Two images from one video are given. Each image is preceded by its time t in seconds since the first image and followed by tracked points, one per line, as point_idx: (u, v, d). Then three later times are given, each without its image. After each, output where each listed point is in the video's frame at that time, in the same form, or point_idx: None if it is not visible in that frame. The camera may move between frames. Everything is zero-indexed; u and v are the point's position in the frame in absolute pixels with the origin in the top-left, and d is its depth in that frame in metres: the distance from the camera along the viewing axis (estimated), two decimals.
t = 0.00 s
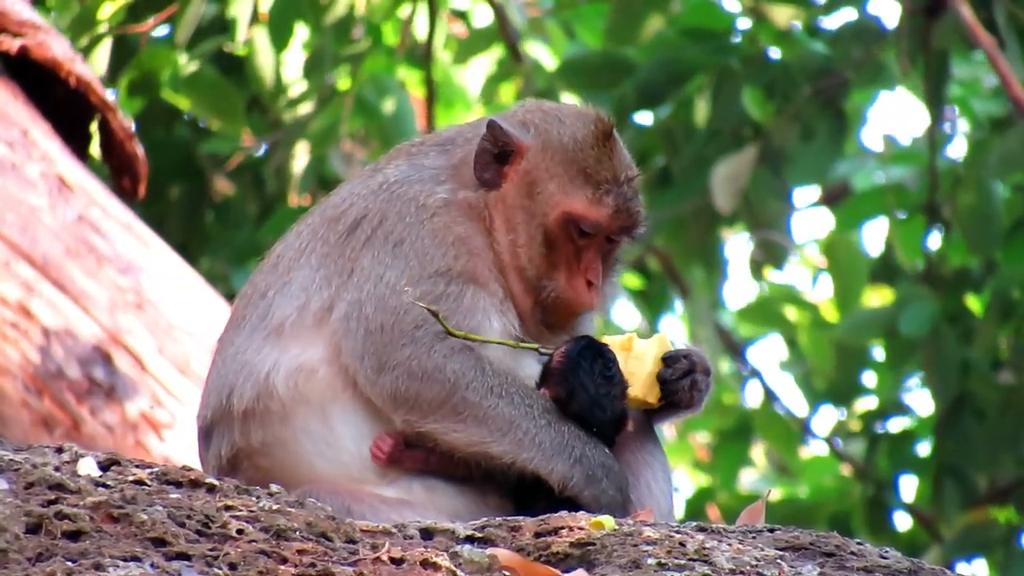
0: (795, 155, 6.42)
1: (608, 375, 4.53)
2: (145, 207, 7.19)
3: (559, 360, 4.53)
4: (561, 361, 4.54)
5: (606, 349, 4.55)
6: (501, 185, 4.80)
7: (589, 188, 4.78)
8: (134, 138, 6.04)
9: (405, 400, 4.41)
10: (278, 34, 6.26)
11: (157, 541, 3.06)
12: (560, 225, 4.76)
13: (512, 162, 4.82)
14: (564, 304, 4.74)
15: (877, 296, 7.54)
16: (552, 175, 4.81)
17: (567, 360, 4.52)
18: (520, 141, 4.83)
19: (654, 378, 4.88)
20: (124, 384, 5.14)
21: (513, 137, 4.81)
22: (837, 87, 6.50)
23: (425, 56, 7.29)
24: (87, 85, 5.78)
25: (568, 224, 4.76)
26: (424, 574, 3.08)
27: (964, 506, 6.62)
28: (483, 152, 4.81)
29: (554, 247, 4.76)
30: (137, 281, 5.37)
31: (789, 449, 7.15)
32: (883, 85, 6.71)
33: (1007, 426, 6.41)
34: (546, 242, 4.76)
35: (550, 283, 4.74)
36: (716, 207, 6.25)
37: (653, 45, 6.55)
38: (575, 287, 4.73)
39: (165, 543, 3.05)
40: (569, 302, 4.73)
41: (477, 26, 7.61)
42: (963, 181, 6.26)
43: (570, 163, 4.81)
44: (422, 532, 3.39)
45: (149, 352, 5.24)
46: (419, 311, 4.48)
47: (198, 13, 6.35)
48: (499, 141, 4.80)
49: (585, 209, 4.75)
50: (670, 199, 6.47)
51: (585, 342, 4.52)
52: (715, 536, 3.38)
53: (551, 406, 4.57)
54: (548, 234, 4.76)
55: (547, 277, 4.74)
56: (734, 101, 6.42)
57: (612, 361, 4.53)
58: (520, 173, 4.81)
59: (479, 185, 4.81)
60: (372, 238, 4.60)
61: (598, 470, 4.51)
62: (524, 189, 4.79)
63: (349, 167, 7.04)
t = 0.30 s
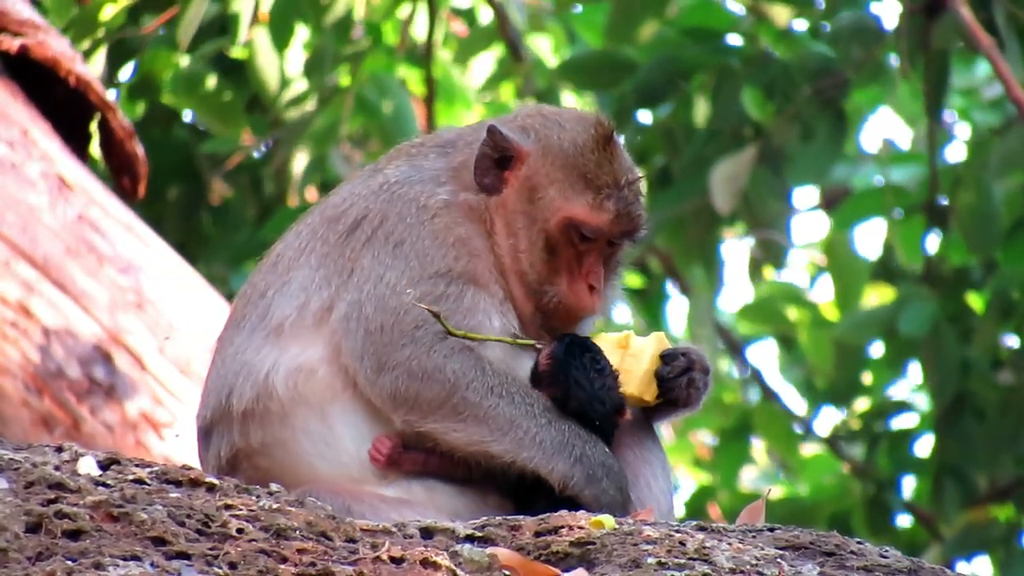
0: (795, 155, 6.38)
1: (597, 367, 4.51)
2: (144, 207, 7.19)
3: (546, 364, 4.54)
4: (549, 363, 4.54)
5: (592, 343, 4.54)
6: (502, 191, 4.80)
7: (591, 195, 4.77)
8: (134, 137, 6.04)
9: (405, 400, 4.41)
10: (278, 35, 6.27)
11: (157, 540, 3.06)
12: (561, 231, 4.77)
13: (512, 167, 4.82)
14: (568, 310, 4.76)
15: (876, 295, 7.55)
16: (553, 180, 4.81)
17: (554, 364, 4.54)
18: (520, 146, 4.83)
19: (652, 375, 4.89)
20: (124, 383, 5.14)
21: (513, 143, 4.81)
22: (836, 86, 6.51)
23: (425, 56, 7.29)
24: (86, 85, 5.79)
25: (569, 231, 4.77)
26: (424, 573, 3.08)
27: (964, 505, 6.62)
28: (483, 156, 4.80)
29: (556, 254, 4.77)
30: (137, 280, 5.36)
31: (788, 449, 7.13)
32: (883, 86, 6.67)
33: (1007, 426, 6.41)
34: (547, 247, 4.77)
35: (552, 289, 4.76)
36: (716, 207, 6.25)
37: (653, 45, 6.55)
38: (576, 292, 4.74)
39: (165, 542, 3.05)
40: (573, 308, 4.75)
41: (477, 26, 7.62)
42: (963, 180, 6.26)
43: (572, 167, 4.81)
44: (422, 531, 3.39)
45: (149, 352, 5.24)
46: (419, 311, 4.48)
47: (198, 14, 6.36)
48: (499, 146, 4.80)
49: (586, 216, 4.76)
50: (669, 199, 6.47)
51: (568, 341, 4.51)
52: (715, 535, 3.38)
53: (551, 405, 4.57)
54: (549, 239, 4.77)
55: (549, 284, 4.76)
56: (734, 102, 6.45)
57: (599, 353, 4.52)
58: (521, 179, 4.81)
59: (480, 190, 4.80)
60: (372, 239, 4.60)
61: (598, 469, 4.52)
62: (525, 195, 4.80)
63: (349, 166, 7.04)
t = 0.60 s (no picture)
0: (795, 155, 6.38)
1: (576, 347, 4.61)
2: (142, 207, 7.18)
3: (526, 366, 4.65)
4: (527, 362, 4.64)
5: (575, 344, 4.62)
6: (490, 201, 4.79)
7: (568, 182, 4.79)
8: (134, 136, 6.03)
9: (405, 397, 4.41)
10: (278, 34, 6.27)
11: (157, 540, 3.06)
12: (552, 226, 4.79)
13: (496, 178, 4.81)
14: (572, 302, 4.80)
15: (875, 295, 7.56)
16: (534, 185, 4.81)
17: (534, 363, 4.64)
18: (501, 157, 4.81)
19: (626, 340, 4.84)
20: (124, 382, 5.15)
21: (495, 153, 4.80)
22: (836, 86, 6.51)
23: (425, 55, 7.30)
24: (87, 83, 5.76)
25: (558, 224, 4.79)
26: (423, 573, 3.09)
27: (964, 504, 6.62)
28: (468, 170, 4.79)
29: (551, 250, 4.79)
30: (137, 280, 5.36)
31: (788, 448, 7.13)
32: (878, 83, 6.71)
33: (1009, 424, 6.42)
34: (543, 250, 4.79)
35: (553, 284, 4.81)
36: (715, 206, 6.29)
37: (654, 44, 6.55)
38: (584, 283, 4.76)
39: (165, 541, 3.05)
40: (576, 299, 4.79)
41: (477, 26, 7.62)
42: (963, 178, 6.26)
43: (548, 165, 4.81)
44: (422, 531, 3.40)
45: (149, 351, 5.25)
46: (420, 309, 4.48)
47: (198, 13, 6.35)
48: (481, 159, 4.79)
49: (569, 205, 4.77)
50: (672, 196, 6.47)
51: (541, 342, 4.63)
52: (715, 534, 3.38)
53: (552, 403, 4.58)
54: (543, 241, 4.78)
55: (550, 279, 4.81)
56: (734, 101, 6.47)
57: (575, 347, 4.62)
58: (504, 189, 4.80)
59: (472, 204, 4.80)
60: (374, 238, 4.60)
61: (598, 467, 4.52)
62: (510, 205, 4.79)
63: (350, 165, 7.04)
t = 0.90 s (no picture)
0: (796, 153, 6.36)
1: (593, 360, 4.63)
2: (142, 207, 7.19)
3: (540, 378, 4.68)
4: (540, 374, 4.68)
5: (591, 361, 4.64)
6: (488, 196, 4.76)
7: (563, 178, 4.77)
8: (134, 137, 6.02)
9: (408, 395, 4.41)
10: (279, 35, 6.27)
11: (157, 540, 3.06)
12: (547, 222, 4.75)
13: (495, 174, 4.79)
14: (567, 299, 4.73)
15: (875, 295, 7.57)
16: (530, 181, 4.78)
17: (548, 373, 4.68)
18: (500, 153, 4.80)
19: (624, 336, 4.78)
20: (124, 383, 5.15)
21: (494, 149, 4.79)
22: (836, 86, 6.52)
23: (425, 57, 7.30)
24: (87, 84, 5.75)
25: (553, 220, 4.75)
26: (423, 573, 3.09)
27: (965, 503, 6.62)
28: (468, 165, 4.78)
29: (546, 246, 4.74)
30: (136, 280, 5.35)
31: (788, 448, 7.13)
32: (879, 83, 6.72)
33: (1010, 423, 6.47)
34: (539, 246, 4.74)
35: (549, 281, 4.74)
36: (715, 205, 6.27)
37: (654, 44, 6.56)
38: (579, 280, 4.70)
39: (165, 542, 3.05)
40: (572, 295, 4.72)
41: (478, 27, 7.63)
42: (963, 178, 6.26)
43: (544, 162, 4.79)
44: (422, 532, 3.40)
45: (149, 352, 5.24)
46: (422, 308, 4.48)
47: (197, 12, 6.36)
48: (481, 154, 4.78)
49: (564, 200, 4.75)
50: (674, 194, 6.47)
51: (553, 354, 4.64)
52: (715, 535, 3.38)
53: (555, 403, 4.58)
54: (538, 237, 4.74)
55: (545, 276, 4.74)
56: (735, 100, 6.47)
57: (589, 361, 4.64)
58: (502, 184, 4.78)
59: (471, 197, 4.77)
60: (376, 237, 4.61)
61: (600, 466, 4.51)
62: (508, 200, 4.76)
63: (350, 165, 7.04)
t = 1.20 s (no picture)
0: (798, 154, 6.39)
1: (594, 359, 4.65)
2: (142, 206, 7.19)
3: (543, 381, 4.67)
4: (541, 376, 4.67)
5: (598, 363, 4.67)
6: (494, 198, 4.77)
7: (575, 189, 4.76)
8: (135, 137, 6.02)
9: (409, 396, 4.41)
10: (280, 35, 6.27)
11: (157, 540, 3.06)
12: (551, 229, 4.75)
13: (503, 176, 4.80)
14: (563, 307, 4.73)
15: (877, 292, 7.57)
16: (541, 186, 4.78)
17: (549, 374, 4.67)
18: (510, 155, 4.81)
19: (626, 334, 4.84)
20: (124, 383, 5.15)
21: (504, 151, 4.80)
22: (838, 85, 6.51)
23: (427, 55, 7.29)
24: (87, 84, 5.74)
25: (559, 229, 4.75)
26: (424, 573, 3.09)
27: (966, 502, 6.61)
28: (476, 167, 4.80)
29: (548, 252, 4.74)
30: (137, 280, 5.35)
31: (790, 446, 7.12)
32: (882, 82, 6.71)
33: (1013, 422, 6.46)
34: (541, 251, 4.74)
35: (548, 287, 4.74)
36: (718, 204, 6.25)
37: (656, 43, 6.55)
38: (577, 291, 4.71)
39: (165, 541, 3.05)
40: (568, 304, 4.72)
41: (479, 25, 7.62)
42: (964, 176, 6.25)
43: (557, 170, 4.79)
44: (422, 531, 3.39)
45: (149, 351, 5.25)
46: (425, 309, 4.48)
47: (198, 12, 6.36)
48: (490, 156, 4.79)
49: (572, 211, 4.74)
50: (675, 195, 6.47)
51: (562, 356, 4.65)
52: (716, 535, 3.37)
53: (557, 404, 4.57)
54: (541, 242, 4.74)
55: (544, 282, 4.74)
56: (736, 100, 6.47)
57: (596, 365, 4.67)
58: (511, 187, 4.78)
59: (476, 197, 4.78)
60: (379, 238, 4.61)
61: (602, 467, 4.51)
62: (514, 202, 4.76)
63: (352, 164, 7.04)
